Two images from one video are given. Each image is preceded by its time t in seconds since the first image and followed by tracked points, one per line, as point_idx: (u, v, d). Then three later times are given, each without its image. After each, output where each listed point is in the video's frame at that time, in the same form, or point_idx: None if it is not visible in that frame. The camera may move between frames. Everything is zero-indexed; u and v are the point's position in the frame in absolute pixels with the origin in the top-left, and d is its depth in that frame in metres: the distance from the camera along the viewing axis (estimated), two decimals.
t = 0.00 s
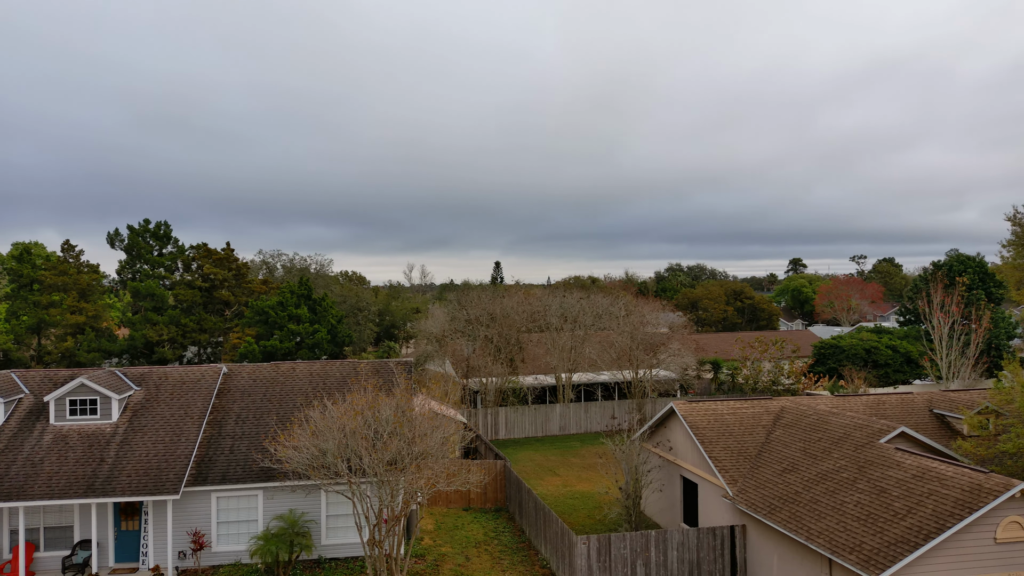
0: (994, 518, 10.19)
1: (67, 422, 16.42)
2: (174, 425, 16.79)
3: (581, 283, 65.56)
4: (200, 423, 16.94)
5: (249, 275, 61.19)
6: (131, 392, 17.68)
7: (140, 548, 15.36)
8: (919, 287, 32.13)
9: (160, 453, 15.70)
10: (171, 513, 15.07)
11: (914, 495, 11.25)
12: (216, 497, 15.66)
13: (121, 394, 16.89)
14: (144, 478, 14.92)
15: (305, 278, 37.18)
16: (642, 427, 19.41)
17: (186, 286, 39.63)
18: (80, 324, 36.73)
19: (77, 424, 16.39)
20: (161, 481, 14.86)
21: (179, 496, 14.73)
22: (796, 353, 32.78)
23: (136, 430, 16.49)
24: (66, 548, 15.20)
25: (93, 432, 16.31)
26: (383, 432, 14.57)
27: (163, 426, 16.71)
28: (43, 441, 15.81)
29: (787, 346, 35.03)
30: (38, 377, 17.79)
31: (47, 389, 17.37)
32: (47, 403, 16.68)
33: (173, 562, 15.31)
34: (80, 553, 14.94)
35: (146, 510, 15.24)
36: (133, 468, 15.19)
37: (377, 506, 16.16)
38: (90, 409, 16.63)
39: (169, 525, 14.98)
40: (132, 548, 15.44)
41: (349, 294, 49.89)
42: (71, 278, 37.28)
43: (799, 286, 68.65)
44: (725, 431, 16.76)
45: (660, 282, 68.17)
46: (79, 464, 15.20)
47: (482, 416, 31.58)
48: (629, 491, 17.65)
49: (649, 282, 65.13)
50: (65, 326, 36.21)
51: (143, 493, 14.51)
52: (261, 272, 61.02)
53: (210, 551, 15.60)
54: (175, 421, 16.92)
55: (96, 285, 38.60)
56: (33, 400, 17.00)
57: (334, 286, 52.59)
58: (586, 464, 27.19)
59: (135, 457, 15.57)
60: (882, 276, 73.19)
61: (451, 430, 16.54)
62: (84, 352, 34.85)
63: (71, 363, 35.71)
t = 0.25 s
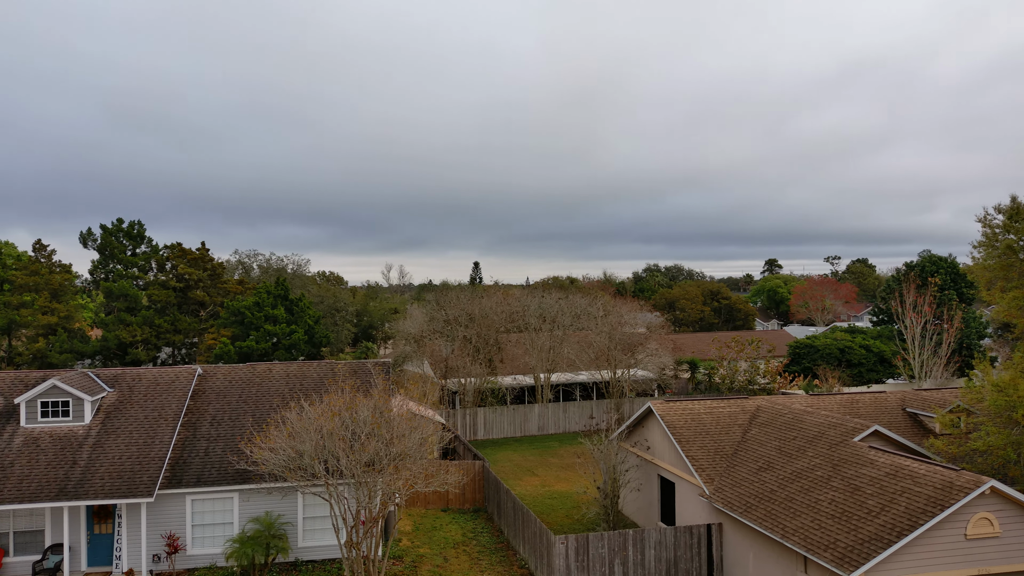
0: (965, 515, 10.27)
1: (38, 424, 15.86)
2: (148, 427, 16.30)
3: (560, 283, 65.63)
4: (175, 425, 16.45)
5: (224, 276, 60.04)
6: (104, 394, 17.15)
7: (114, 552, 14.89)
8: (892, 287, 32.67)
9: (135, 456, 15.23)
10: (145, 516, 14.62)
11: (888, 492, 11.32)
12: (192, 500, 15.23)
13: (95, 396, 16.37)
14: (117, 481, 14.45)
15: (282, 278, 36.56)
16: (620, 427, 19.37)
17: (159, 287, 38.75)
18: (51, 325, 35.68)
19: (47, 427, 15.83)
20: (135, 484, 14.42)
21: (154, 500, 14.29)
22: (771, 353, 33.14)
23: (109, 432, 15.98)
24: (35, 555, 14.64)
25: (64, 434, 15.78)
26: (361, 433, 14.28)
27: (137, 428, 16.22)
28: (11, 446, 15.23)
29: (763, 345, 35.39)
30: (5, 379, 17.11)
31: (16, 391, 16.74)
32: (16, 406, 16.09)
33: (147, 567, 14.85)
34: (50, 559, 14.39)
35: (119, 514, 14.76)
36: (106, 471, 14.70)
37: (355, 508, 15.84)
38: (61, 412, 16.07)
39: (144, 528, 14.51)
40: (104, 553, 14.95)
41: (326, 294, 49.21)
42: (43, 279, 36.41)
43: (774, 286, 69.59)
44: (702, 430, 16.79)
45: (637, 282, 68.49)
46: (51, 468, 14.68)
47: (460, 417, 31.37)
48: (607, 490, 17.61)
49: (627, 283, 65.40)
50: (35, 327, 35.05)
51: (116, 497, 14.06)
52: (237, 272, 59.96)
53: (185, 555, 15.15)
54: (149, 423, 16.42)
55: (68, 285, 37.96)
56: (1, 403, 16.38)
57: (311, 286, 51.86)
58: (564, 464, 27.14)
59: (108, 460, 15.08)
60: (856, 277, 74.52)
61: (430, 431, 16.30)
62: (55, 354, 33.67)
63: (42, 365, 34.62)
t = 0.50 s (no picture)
0: (937, 512, 10.36)
1: (7, 427, 15.26)
2: (122, 429, 15.79)
3: (538, 283, 65.58)
4: (149, 426, 15.97)
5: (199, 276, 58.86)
6: (77, 396, 16.58)
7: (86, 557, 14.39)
8: (866, 288, 33.19)
9: (108, 458, 14.75)
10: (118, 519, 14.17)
11: (862, 491, 11.41)
12: (166, 503, 14.80)
13: (67, 398, 15.83)
14: (90, 484, 13.98)
15: (259, 278, 35.90)
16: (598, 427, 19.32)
17: (132, 287, 37.83)
18: (21, 326, 34.65)
19: (16, 430, 15.23)
20: (109, 487, 13.97)
21: (128, 503, 13.85)
22: (747, 353, 33.43)
23: (82, 435, 15.47)
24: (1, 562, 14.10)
25: (35, 437, 15.23)
26: (338, 435, 13.99)
27: (110, 430, 15.71)
28: None
29: (740, 345, 35.70)
30: None
31: None
32: None
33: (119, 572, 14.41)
34: (19, 564, 13.90)
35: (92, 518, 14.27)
36: (79, 474, 14.22)
37: (332, 510, 15.50)
38: (31, 414, 15.51)
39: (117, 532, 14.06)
40: (75, 559, 14.45)
41: (303, 295, 48.47)
42: (13, 279, 35.47)
43: (750, 287, 70.44)
44: (679, 430, 16.81)
45: (615, 283, 68.68)
46: (20, 471, 14.14)
47: (438, 418, 31.10)
48: (585, 490, 17.54)
49: (605, 283, 65.57)
50: (4, 328, 34.06)
51: (88, 500, 13.59)
52: (211, 273, 58.80)
53: (159, 559, 14.73)
54: (122, 425, 15.91)
55: (39, 285, 37.14)
56: None
57: (288, 287, 51.05)
58: (543, 464, 27.03)
59: (80, 462, 14.58)
60: (830, 278, 75.76)
61: (408, 432, 16.04)
62: (26, 355, 32.94)
63: (11, 367, 33.62)
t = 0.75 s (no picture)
0: (908, 510, 10.48)
1: None
2: (94, 431, 15.27)
3: (517, 283, 65.48)
4: (121, 428, 15.48)
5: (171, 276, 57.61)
6: (47, 398, 15.98)
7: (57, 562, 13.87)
8: (839, 288, 33.71)
9: (79, 461, 14.26)
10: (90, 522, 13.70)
11: (835, 489, 11.51)
12: (139, 506, 14.36)
13: (37, 400, 15.28)
14: (61, 488, 13.49)
15: (234, 278, 35.18)
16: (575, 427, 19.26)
17: (104, 287, 36.79)
18: None
19: None
20: (80, 490, 13.50)
21: (100, 506, 13.40)
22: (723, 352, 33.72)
23: (52, 437, 14.93)
24: None
25: (4, 440, 14.64)
26: (314, 437, 13.70)
27: (81, 432, 15.19)
28: None
29: (715, 345, 36.01)
30: None
31: None
32: None
33: None
34: None
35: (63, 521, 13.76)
36: (49, 477, 13.72)
37: (307, 512, 15.15)
38: None
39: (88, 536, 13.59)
40: (44, 565, 13.89)
41: (279, 295, 47.68)
42: None
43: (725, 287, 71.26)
44: (656, 429, 16.83)
45: (593, 283, 68.87)
46: None
47: (415, 418, 30.82)
48: (563, 490, 17.44)
49: (583, 284, 65.70)
50: None
51: (59, 503, 13.13)
52: (185, 273, 57.57)
53: (131, 564, 14.29)
54: (94, 428, 15.38)
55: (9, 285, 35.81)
56: None
57: (264, 287, 50.21)
58: (520, 464, 26.93)
59: (50, 465, 14.07)
60: (804, 278, 76.99)
61: (385, 433, 15.77)
62: None
63: None
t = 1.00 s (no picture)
0: (876, 507, 10.61)
1: None
2: (60, 434, 14.68)
3: (492, 283, 65.29)
4: (89, 430, 14.92)
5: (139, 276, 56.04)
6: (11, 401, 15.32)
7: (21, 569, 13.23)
8: (809, 289, 34.28)
9: (45, 464, 13.70)
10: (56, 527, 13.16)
11: (805, 486, 11.61)
12: (108, 509, 13.84)
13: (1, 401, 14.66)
14: (26, 491, 12.94)
15: (204, 278, 34.35)
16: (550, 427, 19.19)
17: (71, 287, 35.54)
18: None
19: None
20: (45, 494, 12.96)
21: (66, 510, 12.89)
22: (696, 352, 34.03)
23: (16, 441, 14.32)
24: None
25: None
26: (287, 438, 13.36)
27: (47, 435, 14.60)
28: None
29: (688, 345, 36.34)
30: None
31: None
32: None
33: None
34: None
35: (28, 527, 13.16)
36: (13, 481, 13.16)
37: (279, 515, 14.76)
38: None
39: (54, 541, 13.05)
40: None
41: (251, 296, 46.70)
42: None
43: (698, 287, 72.12)
44: (630, 429, 16.84)
45: (568, 284, 69.06)
46: None
47: (390, 419, 30.46)
48: (538, 490, 17.35)
49: (558, 284, 65.83)
50: None
51: (24, 508, 12.59)
52: (154, 273, 56.01)
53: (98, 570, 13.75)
54: (60, 430, 14.80)
55: None
56: None
57: (235, 287, 49.16)
58: (495, 465, 26.79)
59: (14, 469, 13.49)
60: (775, 279, 78.33)
61: (359, 435, 15.47)
62: None
63: None
